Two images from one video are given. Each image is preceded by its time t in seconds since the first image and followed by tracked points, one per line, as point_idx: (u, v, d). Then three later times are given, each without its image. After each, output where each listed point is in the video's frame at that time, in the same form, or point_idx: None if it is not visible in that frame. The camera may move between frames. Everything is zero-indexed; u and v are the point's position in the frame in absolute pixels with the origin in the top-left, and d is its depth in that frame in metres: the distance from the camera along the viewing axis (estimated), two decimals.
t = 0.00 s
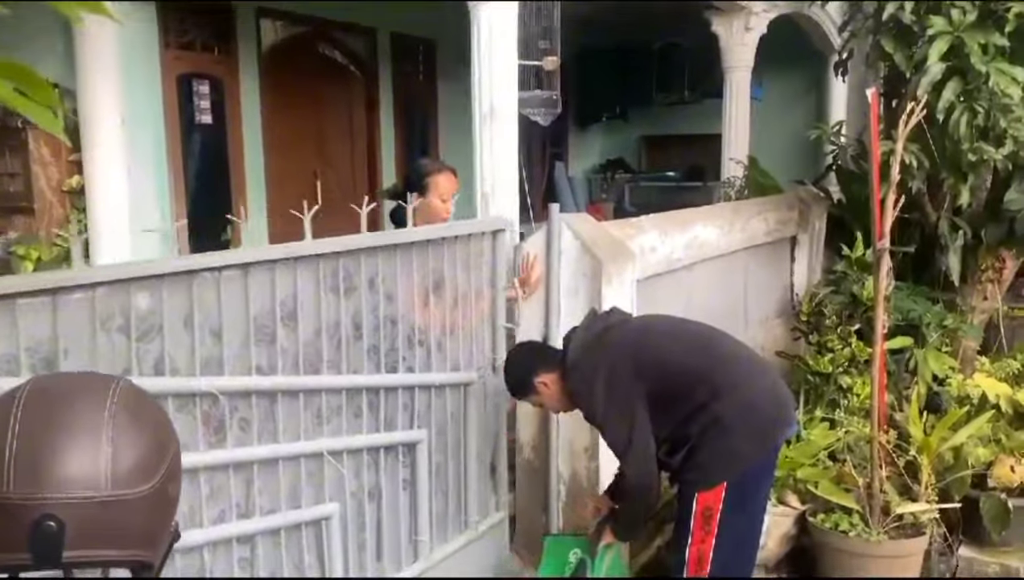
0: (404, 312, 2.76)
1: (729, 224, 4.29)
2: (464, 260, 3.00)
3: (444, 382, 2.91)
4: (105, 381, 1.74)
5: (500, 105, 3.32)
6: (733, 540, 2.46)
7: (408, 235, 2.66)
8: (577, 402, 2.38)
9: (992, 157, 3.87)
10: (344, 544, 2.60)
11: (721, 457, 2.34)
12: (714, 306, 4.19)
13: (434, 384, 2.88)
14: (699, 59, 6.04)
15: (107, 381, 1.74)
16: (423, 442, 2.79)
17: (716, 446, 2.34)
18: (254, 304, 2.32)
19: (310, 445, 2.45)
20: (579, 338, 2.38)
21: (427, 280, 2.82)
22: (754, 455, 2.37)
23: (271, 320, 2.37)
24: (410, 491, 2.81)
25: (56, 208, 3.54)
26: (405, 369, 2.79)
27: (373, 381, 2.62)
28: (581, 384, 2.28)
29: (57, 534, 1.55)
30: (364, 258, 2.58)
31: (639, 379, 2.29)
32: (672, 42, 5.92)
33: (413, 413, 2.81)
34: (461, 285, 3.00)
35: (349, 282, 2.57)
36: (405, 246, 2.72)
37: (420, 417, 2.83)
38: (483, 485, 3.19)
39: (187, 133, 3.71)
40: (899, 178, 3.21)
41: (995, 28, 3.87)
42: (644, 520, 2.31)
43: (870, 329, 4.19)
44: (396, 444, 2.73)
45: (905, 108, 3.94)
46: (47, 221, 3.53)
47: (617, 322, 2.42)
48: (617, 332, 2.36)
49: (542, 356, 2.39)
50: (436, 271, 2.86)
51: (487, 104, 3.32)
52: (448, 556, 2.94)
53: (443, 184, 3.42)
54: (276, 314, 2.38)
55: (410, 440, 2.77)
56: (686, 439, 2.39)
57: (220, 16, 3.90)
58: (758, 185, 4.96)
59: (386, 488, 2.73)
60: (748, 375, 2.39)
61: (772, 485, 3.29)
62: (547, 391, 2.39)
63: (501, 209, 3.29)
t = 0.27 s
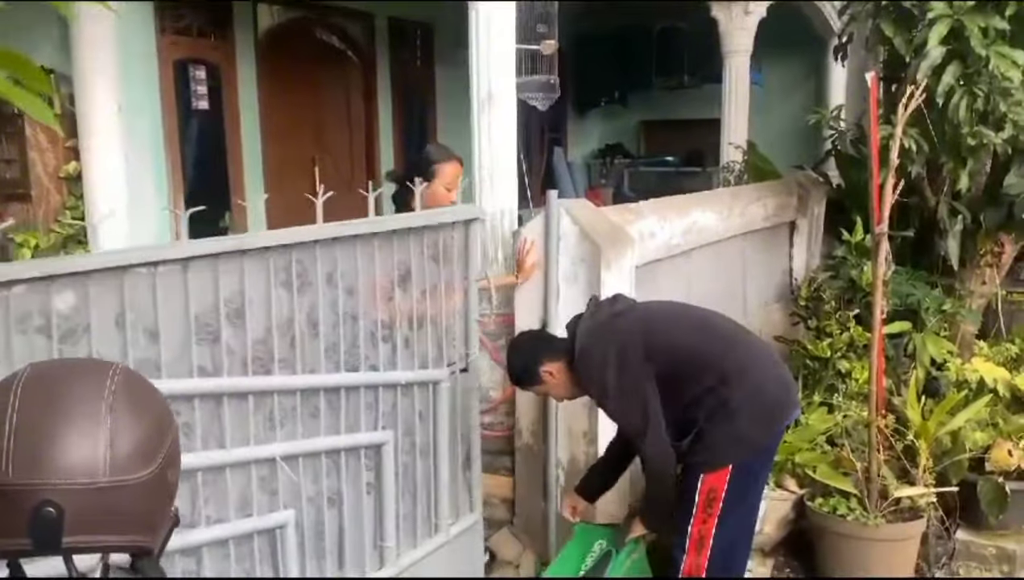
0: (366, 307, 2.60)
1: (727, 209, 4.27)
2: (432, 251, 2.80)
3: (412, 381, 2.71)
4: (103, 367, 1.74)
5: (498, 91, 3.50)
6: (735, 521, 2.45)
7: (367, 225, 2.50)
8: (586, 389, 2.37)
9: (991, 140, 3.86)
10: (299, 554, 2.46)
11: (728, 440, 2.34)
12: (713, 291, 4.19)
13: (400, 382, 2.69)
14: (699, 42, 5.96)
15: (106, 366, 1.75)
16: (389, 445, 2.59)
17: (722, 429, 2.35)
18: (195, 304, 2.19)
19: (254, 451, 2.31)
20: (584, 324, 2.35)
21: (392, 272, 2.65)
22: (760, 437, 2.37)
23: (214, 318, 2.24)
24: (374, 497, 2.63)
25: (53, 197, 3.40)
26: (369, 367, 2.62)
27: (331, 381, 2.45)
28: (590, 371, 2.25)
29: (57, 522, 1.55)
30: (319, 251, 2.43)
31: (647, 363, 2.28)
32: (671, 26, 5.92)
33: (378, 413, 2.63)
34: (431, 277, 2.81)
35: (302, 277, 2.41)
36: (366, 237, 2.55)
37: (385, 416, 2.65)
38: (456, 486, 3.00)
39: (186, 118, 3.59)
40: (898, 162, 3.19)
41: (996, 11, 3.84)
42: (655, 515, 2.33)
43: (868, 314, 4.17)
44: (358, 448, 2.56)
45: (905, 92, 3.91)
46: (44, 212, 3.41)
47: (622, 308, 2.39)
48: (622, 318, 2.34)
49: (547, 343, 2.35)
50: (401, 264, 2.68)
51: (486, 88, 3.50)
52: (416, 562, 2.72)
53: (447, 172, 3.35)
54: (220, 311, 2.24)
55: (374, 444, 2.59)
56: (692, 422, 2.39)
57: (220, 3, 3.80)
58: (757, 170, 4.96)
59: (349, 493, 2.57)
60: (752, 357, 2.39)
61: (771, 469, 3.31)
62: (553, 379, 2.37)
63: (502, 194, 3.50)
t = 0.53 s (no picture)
0: (326, 302, 2.56)
1: (725, 196, 4.29)
2: (401, 245, 2.72)
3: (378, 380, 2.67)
4: (99, 356, 1.75)
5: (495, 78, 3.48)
6: (734, 506, 2.47)
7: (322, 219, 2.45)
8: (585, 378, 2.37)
9: (988, 127, 3.87)
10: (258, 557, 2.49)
11: (725, 424, 2.36)
12: (711, 279, 4.22)
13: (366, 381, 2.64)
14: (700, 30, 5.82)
15: (101, 356, 1.75)
16: (351, 448, 2.57)
17: (719, 412, 2.36)
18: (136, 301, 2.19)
19: (204, 458, 2.33)
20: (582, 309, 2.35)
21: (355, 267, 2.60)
22: (757, 421, 2.38)
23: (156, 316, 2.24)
24: (338, 504, 2.59)
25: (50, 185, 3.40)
26: (330, 367, 2.58)
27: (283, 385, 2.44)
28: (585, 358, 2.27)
29: (55, 511, 1.55)
30: (274, 247, 2.42)
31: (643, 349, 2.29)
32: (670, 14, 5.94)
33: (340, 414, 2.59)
34: (400, 270, 2.73)
35: (253, 273, 2.39)
36: (324, 232, 2.51)
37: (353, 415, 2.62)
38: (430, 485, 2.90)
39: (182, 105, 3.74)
40: (895, 150, 3.19)
41: None
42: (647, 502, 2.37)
43: (866, 301, 4.15)
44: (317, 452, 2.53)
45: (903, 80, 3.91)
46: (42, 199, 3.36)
47: (620, 293, 2.40)
48: (620, 303, 2.35)
49: (542, 328, 2.36)
50: (365, 259, 2.62)
51: (482, 75, 3.49)
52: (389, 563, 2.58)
53: (448, 160, 3.24)
54: (162, 312, 2.24)
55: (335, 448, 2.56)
56: (689, 405, 2.41)
57: None
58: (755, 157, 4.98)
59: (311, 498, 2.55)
60: (750, 342, 2.39)
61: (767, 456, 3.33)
62: (550, 365, 2.36)
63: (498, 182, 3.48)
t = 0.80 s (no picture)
0: (289, 304, 2.88)
1: (720, 185, 4.31)
2: (371, 240, 2.99)
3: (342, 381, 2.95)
4: (92, 348, 1.76)
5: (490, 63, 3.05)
6: (730, 494, 2.47)
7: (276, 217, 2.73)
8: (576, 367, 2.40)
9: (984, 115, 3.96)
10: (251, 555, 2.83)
11: (717, 411, 2.37)
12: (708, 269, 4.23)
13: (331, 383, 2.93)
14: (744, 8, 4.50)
15: (95, 347, 1.77)
16: (316, 452, 2.88)
17: (711, 399, 2.38)
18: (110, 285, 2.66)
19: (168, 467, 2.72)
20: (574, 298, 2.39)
21: (320, 266, 2.89)
22: (749, 407, 2.39)
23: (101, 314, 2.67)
24: (303, 509, 2.90)
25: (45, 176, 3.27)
26: (295, 367, 2.91)
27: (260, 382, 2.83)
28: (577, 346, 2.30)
29: (49, 501, 1.62)
30: (230, 243, 2.76)
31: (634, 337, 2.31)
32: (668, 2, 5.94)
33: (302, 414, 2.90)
34: (366, 269, 2.99)
35: (209, 271, 2.76)
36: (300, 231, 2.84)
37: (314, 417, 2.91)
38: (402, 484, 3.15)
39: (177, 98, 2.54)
40: (889, 139, 3.18)
41: None
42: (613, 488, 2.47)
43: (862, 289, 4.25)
44: (281, 456, 2.86)
45: (898, 70, 3.81)
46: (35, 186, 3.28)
47: (611, 282, 2.42)
48: (610, 292, 2.38)
49: (534, 316, 2.40)
50: (330, 253, 2.90)
51: (478, 63, 3.00)
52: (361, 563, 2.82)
53: (449, 153, 3.11)
54: (108, 313, 2.68)
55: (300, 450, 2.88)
56: (681, 392, 2.42)
57: None
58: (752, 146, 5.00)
59: (272, 503, 2.89)
60: (741, 328, 2.41)
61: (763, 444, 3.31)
62: (545, 352, 2.40)
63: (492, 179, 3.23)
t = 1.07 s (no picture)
0: (255, 302, 2.53)
1: (717, 178, 4.32)
2: (342, 236, 2.66)
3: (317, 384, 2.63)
4: (88, 339, 1.74)
5: (486, 56, 2.83)
6: (721, 482, 2.39)
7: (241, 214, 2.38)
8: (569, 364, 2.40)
9: (980, 108, 3.90)
10: None
11: (706, 407, 2.32)
12: (703, 261, 4.25)
13: (301, 386, 2.60)
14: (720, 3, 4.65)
15: (91, 339, 1.75)
16: (287, 456, 2.54)
17: (699, 393, 2.32)
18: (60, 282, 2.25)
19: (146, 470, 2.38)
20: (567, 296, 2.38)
21: (287, 263, 2.54)
22: (739, 403, 2.33)
23: (50, 320, 2.26)
24: (274, 516, 2.59)
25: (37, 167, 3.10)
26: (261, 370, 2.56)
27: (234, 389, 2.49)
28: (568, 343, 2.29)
29: (44, 494, 1.58)
30: (190, 240, 2.38)
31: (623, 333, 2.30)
32: None
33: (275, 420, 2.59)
34: (335, 268, 2.64)
35: (168, 270, 2.38)
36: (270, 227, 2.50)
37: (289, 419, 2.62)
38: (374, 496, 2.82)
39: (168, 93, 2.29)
40: (885, 132, 3.19)
41: None
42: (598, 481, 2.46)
43: (858, 282, 4.15)
44: (247, 462, 2.53)
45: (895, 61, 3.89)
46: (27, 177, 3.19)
47: (606, 279, 2.42)
48: (604, 288, 2.37)
49: (531, 311, 2.41)
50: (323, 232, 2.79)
51: (473, 57, 2.81)
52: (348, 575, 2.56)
53: (448, 153, 3.11)
54: (58, 315, 2.26)
55: (269, 456, 2.55)
56: (671, 388, 2.39)
57: None
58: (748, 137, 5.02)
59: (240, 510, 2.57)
60: (731, 323, 2.36)
61: (758, 437, 3.29)
62: (540, 348, 2.41)
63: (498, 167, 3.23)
